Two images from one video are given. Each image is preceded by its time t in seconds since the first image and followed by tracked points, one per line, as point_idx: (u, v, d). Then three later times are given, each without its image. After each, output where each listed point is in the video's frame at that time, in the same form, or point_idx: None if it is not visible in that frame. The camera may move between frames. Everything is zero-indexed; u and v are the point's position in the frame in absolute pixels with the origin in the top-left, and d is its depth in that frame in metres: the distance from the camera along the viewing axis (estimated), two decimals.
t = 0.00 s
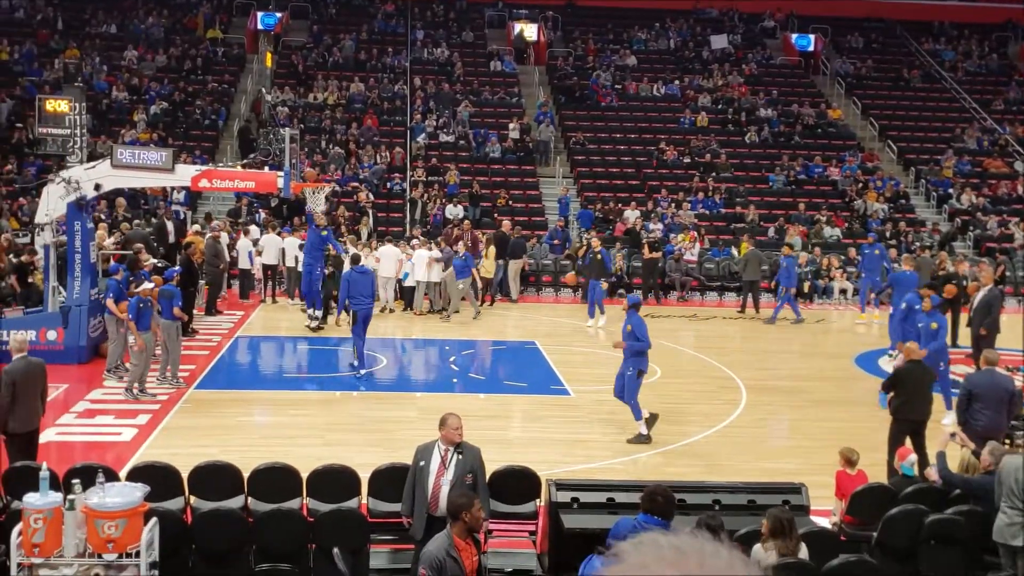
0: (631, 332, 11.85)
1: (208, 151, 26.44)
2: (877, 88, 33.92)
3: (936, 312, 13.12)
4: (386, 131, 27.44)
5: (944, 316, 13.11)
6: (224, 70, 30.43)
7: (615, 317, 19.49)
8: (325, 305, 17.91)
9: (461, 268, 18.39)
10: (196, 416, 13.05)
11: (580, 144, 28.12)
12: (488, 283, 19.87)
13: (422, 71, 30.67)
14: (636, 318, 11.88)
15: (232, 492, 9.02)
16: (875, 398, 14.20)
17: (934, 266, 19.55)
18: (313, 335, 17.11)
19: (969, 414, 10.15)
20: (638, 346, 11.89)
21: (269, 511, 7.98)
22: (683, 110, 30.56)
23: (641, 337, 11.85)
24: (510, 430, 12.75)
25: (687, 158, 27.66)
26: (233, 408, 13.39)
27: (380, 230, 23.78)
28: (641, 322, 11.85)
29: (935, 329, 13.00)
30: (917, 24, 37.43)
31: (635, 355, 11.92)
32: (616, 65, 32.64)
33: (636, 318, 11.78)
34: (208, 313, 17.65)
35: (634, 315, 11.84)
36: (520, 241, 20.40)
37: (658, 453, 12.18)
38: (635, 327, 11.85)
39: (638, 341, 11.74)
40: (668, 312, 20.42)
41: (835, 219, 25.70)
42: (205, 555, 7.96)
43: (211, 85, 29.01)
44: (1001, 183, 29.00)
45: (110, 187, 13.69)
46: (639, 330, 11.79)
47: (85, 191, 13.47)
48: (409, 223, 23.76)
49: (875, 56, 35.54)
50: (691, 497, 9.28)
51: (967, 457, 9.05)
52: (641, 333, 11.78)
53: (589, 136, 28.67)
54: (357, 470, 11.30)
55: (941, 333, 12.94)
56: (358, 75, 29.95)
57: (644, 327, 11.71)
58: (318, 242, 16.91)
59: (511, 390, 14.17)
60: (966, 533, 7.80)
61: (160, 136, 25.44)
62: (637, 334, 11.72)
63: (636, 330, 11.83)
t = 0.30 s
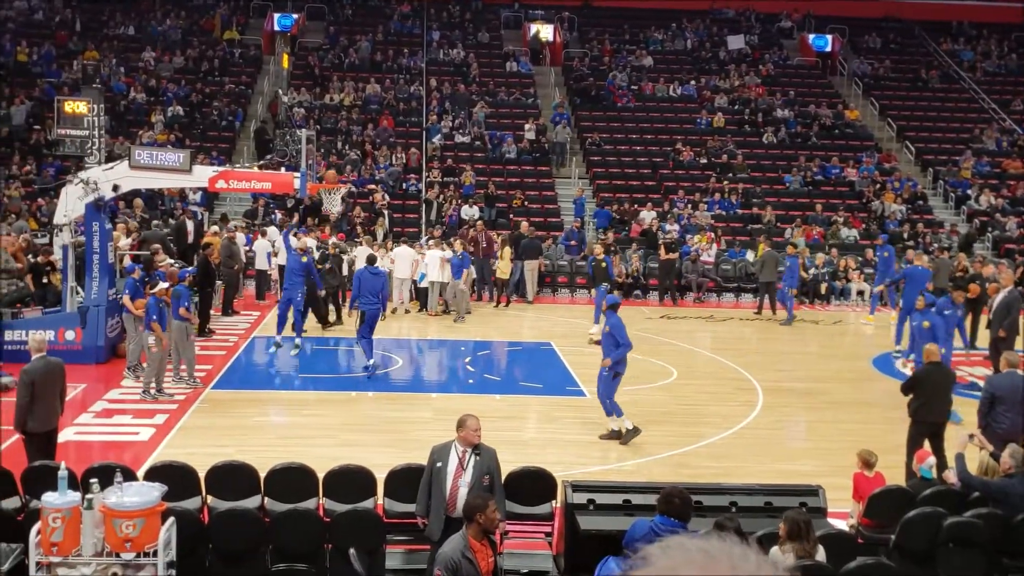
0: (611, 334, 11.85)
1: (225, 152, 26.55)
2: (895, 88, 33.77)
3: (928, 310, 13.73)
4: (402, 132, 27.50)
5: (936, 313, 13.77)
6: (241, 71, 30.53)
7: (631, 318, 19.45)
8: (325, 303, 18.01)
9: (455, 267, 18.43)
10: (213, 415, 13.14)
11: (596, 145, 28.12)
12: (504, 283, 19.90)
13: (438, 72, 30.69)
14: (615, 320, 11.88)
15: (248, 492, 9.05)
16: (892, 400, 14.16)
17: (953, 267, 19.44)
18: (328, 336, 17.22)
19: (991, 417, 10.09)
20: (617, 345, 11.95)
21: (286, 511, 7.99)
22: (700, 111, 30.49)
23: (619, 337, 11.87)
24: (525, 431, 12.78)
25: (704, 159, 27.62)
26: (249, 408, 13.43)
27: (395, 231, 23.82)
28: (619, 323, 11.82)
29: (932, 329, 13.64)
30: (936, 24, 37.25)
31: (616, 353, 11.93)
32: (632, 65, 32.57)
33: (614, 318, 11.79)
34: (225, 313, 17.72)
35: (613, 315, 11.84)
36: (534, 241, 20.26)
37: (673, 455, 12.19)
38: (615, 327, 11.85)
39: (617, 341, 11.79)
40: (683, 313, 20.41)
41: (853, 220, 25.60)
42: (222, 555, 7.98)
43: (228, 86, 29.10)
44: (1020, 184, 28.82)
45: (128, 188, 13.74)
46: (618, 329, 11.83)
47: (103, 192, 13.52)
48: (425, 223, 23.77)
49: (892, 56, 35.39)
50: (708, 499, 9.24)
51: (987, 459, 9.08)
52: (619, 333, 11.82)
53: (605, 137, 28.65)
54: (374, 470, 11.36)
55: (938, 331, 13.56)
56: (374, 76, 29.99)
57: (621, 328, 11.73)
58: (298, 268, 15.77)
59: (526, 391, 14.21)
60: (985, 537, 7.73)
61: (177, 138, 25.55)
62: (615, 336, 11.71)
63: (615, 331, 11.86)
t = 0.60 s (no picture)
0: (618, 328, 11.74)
1: (269, 153, 26.82)
2: (942, 87, 33.31)
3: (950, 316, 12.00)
4: (444, 133, 27.60)
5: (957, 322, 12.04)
6: (285, 73, 30.77)
7: (673, 319, 19.35)
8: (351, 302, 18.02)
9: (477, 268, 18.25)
10: (257, 414, 13.28)
11: (639, 145, 28.05)
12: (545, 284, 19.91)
13: (480, 72, 30.75)
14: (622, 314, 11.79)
15: (293, 490, 9.17)
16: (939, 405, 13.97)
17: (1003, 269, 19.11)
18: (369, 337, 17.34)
19: None
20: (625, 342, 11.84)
21: (328, 510, 8.03)
22: (744, 110, 30.28)
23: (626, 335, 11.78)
24: (567, 433, 12.82)
25: (748, 159, 27.46)
26: (292, 407, 13.56)
27: (437, 231, 23.89)
28: (625, 318, 11.75)
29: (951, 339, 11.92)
30: (985, 23, 36.69)
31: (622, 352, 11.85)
32: (676, 65, 32.41)
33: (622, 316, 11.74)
34: (268, 312, 17.91)
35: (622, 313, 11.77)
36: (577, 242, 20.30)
37: (716, 458, 12.16)
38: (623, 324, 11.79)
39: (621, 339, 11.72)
40: (726, 314, 20.29)
41: (899, 222, 25.28)
42: (268, 552, 8.09)
43: (272, 88, 29.38)
44: None
45: (174, 189, 13.92)
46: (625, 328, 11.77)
47: (150, 193, 13.70)
48: (466, 224, 23.80)
49: (940, 55, 34.90)
50: (751, 502, 9.20)
51: None
52: (625, 331, 11.74)
53: (648, 137, 28.53)
54: (417, 470, 11.43)
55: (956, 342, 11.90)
56: (417, 77, 30.11)
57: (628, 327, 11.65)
58: (319, 282, 15.11)
59: (567, 393, 14.20)
60: None
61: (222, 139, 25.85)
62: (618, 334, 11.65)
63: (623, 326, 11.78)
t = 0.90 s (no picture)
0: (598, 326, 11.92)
1: (288, 153, 26.97)
2: (962, 86, 33.12)
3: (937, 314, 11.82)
4: (461, 132, 27.67)
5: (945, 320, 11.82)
6: (304, 72, 30.84)
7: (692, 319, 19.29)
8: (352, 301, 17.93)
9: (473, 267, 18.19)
10: (276, 411, 13.36)
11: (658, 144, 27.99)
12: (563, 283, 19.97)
13: (497, 71, 30.79)
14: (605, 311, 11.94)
15: (313, 489, 9.23)
16: (960, 407, 13.90)
17: None
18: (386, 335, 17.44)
19: None
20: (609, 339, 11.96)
21: (348, 509, 8.04)
22: (764, 110, 30.18)
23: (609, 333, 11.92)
24: (585, 433, 12.84)
25: (767, 159, 27.33)
26: (310, 405, 13.61)
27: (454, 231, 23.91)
28: (606, 314, 11.92)
29: (934, 338, 11.72)
30: (1009, 22, 36.43)
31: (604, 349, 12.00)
32: (695, 64, 32.37)
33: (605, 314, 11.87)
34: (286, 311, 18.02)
35: (610, 310, 11.91)
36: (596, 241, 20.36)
37: (733, 459, 12.14)
38: (609, 321, 11.93)
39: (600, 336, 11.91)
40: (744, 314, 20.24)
41: (920, 222, 25.12)
42: (286, 549, 8.12)
43: (291, 87, 29.53)
44: None
45: (194, 188, 13.97)
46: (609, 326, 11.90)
47: (170, 192, 13.76)
48: (484, 223, 23.79)
49: (962, 54, 34.71)
50: (770, 502, 9.19)
51: None
52: (605, 329, 11.90)
53: (666, 137, 28.42)
54: (436, 468, 11.48)
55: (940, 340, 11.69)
56: (435, 76, 30.19)
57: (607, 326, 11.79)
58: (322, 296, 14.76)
59: (585, 392, 14.22)
60: None
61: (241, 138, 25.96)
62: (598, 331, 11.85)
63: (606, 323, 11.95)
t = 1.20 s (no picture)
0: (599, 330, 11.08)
1: (298, 140, 25.99)
2: None
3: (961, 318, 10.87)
4: (485, 117, 26.64)
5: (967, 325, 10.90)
6: (316, 54, 29.96)
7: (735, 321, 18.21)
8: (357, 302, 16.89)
9: (479, 267, 17.37)
10: (286, 418, 12.42)
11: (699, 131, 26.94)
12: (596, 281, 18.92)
13: (525, 52, 29.61)
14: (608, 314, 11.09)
15: (322, 503, 8.36)
16: None
17: None
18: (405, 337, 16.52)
19: None
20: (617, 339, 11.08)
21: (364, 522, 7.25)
22: (815, 94, 29.09)
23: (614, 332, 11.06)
24: (618, 444, 11.83)
25: (819, 148, 26.27)
26: (322, 412, 12.67)
27: (476, 225, 22.94)
28: (608, 317, 11.08)
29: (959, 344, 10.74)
30: None
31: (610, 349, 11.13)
32: (740, 43, 31.29)
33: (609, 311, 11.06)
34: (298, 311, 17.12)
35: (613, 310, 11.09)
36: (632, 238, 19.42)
37: (781, 473, 11.13)
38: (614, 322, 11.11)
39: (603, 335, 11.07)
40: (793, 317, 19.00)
41: (984, 216, 23.90)
42: (296, 565, 7.36)
43: (301, 70, 28.55)
44: None
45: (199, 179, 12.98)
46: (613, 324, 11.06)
47: (173, 183, 12.79)
48: (510, 217, 22.73)
49: None
50: (823, 522, 8.03)
51: None
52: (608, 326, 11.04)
53: (709, 122, 27.31)
54: (456, 482, 10.51)
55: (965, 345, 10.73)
56: (457, 57, 29.01)
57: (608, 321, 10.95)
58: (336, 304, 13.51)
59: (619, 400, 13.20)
60: None
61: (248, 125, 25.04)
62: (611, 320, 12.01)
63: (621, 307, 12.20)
